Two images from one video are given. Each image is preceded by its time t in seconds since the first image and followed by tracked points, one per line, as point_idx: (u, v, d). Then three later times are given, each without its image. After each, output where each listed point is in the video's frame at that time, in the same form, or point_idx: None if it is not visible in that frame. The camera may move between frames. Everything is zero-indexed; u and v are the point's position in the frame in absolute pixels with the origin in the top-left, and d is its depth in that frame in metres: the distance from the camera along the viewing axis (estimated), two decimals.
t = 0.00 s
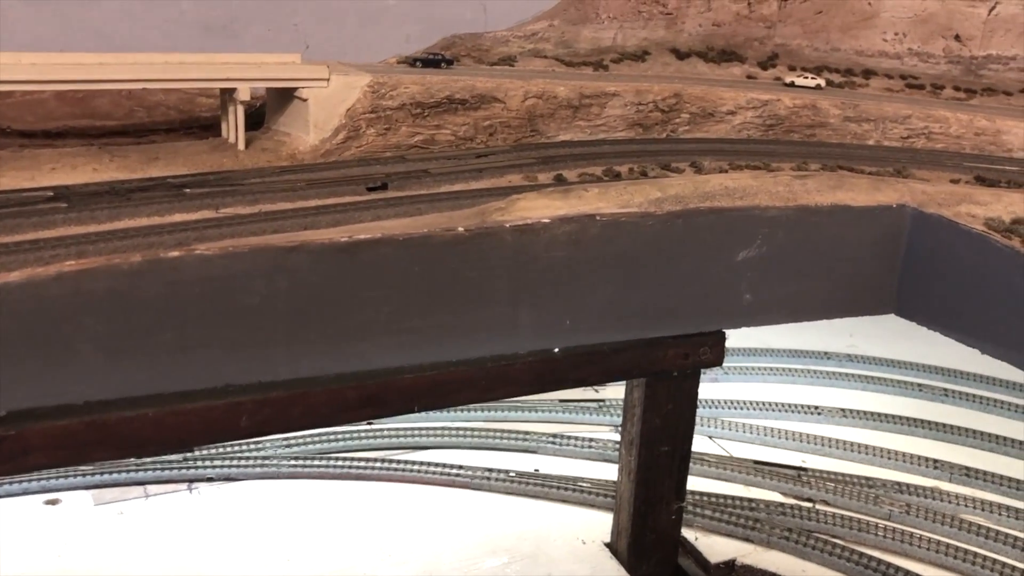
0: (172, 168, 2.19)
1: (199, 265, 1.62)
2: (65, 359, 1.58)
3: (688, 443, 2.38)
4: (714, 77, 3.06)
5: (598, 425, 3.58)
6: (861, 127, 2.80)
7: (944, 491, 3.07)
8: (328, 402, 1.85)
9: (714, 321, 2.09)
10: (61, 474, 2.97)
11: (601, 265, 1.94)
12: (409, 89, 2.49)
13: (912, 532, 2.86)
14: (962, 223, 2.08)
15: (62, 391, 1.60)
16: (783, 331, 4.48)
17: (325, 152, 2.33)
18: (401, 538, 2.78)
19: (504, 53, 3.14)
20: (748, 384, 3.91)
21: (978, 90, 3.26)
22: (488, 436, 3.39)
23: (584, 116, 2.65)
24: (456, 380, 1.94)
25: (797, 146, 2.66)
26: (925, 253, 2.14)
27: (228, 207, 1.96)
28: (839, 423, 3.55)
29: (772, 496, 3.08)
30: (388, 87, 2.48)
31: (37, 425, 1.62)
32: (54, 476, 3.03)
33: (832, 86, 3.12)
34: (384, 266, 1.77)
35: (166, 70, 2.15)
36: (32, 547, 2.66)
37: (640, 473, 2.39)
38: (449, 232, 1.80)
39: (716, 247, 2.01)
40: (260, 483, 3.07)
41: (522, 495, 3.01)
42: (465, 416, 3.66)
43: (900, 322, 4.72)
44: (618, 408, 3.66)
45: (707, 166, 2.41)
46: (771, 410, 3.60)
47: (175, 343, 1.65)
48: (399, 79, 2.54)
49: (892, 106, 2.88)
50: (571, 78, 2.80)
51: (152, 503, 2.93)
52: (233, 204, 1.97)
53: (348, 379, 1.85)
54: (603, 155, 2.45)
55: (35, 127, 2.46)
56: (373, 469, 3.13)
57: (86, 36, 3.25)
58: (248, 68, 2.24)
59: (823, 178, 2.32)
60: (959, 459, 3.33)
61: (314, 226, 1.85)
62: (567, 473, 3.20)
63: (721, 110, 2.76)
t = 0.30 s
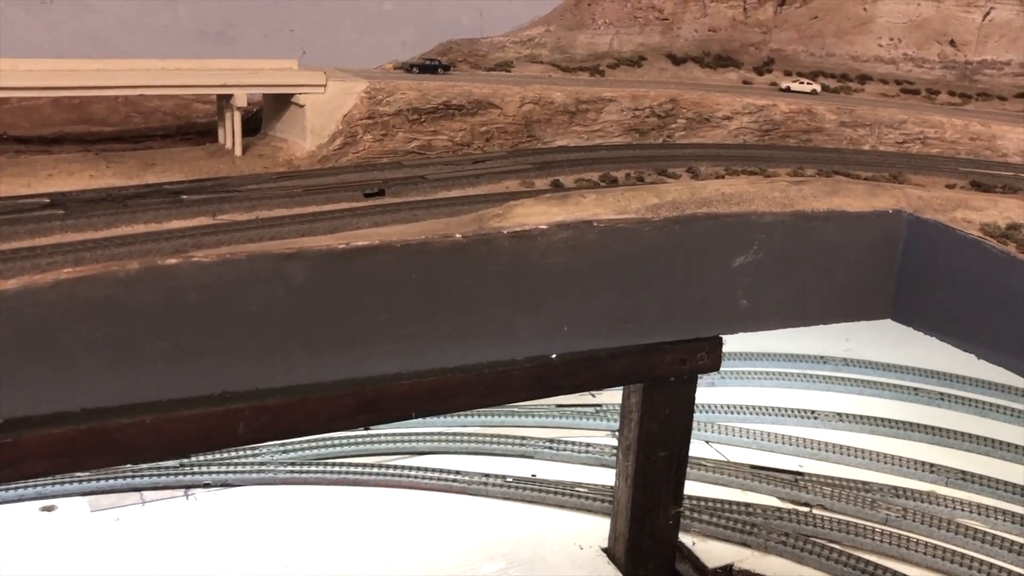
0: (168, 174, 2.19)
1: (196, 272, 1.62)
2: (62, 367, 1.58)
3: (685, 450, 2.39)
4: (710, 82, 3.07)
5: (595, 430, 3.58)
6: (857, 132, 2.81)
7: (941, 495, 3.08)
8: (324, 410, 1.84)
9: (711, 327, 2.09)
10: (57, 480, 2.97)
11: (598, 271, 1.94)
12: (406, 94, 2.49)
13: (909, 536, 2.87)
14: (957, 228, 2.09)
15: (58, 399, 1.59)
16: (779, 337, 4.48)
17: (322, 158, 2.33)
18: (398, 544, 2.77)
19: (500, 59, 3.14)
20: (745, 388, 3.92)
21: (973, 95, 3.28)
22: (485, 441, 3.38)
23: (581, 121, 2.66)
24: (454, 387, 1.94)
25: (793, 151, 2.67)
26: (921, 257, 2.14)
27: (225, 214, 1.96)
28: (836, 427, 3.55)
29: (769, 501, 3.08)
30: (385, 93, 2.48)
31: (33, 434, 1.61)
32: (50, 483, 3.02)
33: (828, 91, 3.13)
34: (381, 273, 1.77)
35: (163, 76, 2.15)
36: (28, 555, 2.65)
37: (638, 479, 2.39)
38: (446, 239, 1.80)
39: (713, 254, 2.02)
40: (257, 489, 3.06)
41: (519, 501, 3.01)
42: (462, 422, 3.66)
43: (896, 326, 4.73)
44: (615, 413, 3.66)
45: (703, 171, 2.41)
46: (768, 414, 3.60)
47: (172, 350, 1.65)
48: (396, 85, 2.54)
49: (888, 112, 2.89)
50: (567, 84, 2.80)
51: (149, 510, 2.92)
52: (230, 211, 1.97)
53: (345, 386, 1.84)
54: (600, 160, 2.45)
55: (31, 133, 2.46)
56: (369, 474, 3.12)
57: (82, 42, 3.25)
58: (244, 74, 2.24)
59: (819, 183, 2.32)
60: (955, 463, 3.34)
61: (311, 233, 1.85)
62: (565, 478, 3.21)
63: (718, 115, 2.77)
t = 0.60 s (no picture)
0: (164, 175, 2.19)
1: (190, 274, 1.61)
2: (56, 369, 1.57)
3: (681, 451, 2.39)
4: (706, 83, 3.07)
5: (591, 431, 3.57)
6: (852, 134, 2.81)
7: (936, 496, 3.08)
8: (319, 411, 1.82)
9: (706, 328, 2.09)
10: (51, 482, 2.96)
11: (594, 273, 1.94)
12: (401, 96, 2.49)
13: (905, 537, 2.87)
14: (953, 228, 2.09)
15: (52, 401, 1.59)
16: (776, 338, 4.49)
17: (317, 159, 2.32)
18: (394, 546, 2.77)
19: (496, 60, 3.14)
20: (741, 389, 3.92)
21: (968, 96, 3.28)
22: (481, 442, 3.38)
23: (577, 122, 2.65)
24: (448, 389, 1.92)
25: (788, 152, 2.67)
26: (917, 260, 2.14)
27: (220, 216, 1.96)
28: (832, 428, 3.56)
29: (765, 502, 3.08)
30: (380, 94, 2.48)
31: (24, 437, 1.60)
32: (45, 485, 3.01)
33: (823, 93, 3.13)
34: (377, 275, 1.76)
35: (157, 77, 2.14)
36: (22, 557, 2.64)
37: (634, 480, 2.39)
38: (442, 241, 1.80)
39: (709, 255, 2.02)
40: (252, 491, 3.06)
41: (515, 502, 3.00)
42: (458, 423, 3.65)
43: (892, 326, 4.74)
44: (611, 414, 3.66)
45: (699, 173, 2.41)
46: (764, 415, 3.60)
47: (167, 352, 1.65)
48: (392, 86, 2.54)
49: (884, 113, 2.89)
50: (563, 85, 2.80)
51: (144, 512, 2.91)
52: (225, 213, 1.97)
53: (340, 387, 1.84)
54: (596, 161, 2.45)
55: (25, 134, 2.45)
56: (365, 476, 3.12)
57: (77, 43, 3.24)
58: (240, 75, 2.24)
59: (816, 185, 2.32)
60: (951, 463, 3.34)
61: (306, 235, 1.84)
62: (561, 479, 3.21)
63: (713, 116, 2.76)
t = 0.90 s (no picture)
0: (162, 174, 2.18)
1: (188, 273, 1.60)
2: (54, 369, 1.56)
3: (681, 450, 2.38)
4: (704, 83, 3.07)
5: (590, 431, 3.57)
6: (851, 133, 2.81)
7: (935, 495, 3.08)
8: (318, 412, 1.82)
9: (706, 328, 2.09)
10: (49, 483, 2.95)
11: (593, 272, 1.93)
12: (400, 95, 2.48)
13: (904, 537, 2.87)
14: (953, 227, 2.09)
15: (51, 401, 1.58)
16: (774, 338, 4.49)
17: (316, 159, 2.31)
18: (393, 546, 2.76)
19: (495, 59, 3.13)
20: (740, 389, 3.92)
21: (967, 95, 3.28)
22: (480, 442, 3.37)
23: (576, 122, 2.65)
24: (448, 389, 1.92)
25: (787, 151, 2.67)
26: (917, 259, 2.14)
27: (218, 215, 1.95)
28: (830, 428, 3.56)
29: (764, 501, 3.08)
30: (378, 93, 2.47)
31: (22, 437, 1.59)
32: (42, 485, 3.00)
33: (822, 92, 3.13)
34: (376, 274, 1.76)
35: (155, 76, 2.13)
36: (19, 558, 2.63)
37: (634, 480, 2.38)
38: (441, 240, 1.79)
39: (709, 254, 2.01)
40: (251, 491, 3.05)
41: (514, 502, 3.00)
42: (457, 423, 3.65)
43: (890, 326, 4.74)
44: (609, 413, 3.66)
45: (698, 172, 2.41)
46: (762, 415, 3.60)
47: (166, 352, 1.64)
48: (390, 85, 2.53)
49: (882, 112, 2.89)
50: (562, 84, 2.79)
51: (141, 512, 2.90)
52: (223, 212, 1.96)
53: (340, 387, 1.83)
54: (595, 160, 2.45)
55: (22, 133, 2.44)
56: (364, 476, 3.11)
57: (74, 42, 3.23)
58: (238, 74, 2.23)
59: (815, 184, 2.32)
60: (950, 463, 3.34)
61: (305, 234, 1.84)
62: (560, 479, 3.20)
63: (712, 116, 2.76)
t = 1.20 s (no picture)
0: (158, 175, 2.17)
1: (185, 275, 1.60)
2: (51, 371, 1.56)
3: (678, 451, 2.38)
4: (702, 83, 3.07)
5: (587, 431, 3.57)
6: (849, 133, 2.81)
7: (933, 495, 3.09)
8: (316, 413, 1.82)
9: (704, 328, 2.09)
10: (45, 484, 2.94)
11: (591, 273, 1.93)
12: (397, 95, 2.49)
13: (901, 537, 2.87)
14: (952, 228, 2.10)
15: (47, 402, 1.58)
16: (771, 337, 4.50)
17: (313, 159, 2.31)
18: (391, 547, 2.76)
19: (492, 59, 3.13)
20: (737, 388, 3.93)
21: (964, 95, 3.28)
22: (477, 442, 3.38)
23: (573, 122, 2.64)
24: (446, 390, 1.93)
25: (785, 152, 2.67)
26: (915, 259, 2.15)
27: (215, 216, 1.95)
28: (828, 428, 3.56)
29: (762, 501, 3.09)
30: (375, 93, 2.48)
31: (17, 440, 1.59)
32: (38, 486, 2.99)
33: (820, 92, 3.13)
34: (374, 275, 1.76)
35: (152, 76, 2.13)
36: (15, 559, 2.62)
37: (631, 481, 2.38)
38: (439, 241, 1.79)
39: (707, 255, 2.01)
40: (248, 492, 3.05)
41: (512, 503, 2.99)
42: (454, 423, 3.64)
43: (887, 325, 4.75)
44: (607, 413, 3.66)
45: (696, 172, 2.41)
46: (760, 415, 3.60)
47: (163, 353, 1.64)
48: (387, 85, 2.53)
49: (879, 112, 2.89)
50: (559, 84, 2.79)
51: (138, 514, 2.89)
52: (220, 213, 1.96)
53: (338, 389, 1.83)
54: (592, 161, 2.44)
55: (18, 133, 2.43)
56: (362, 477, 3.11)
57: (70, 42, 3.21)
58: (235, 74, 2.22)
59: (812, 185, 2.32)
60: (947, 463, 3.35)
61: (302, 235, 1.83)
62: (557, 480, 3.20)
63: (709, 116, 2.77)
